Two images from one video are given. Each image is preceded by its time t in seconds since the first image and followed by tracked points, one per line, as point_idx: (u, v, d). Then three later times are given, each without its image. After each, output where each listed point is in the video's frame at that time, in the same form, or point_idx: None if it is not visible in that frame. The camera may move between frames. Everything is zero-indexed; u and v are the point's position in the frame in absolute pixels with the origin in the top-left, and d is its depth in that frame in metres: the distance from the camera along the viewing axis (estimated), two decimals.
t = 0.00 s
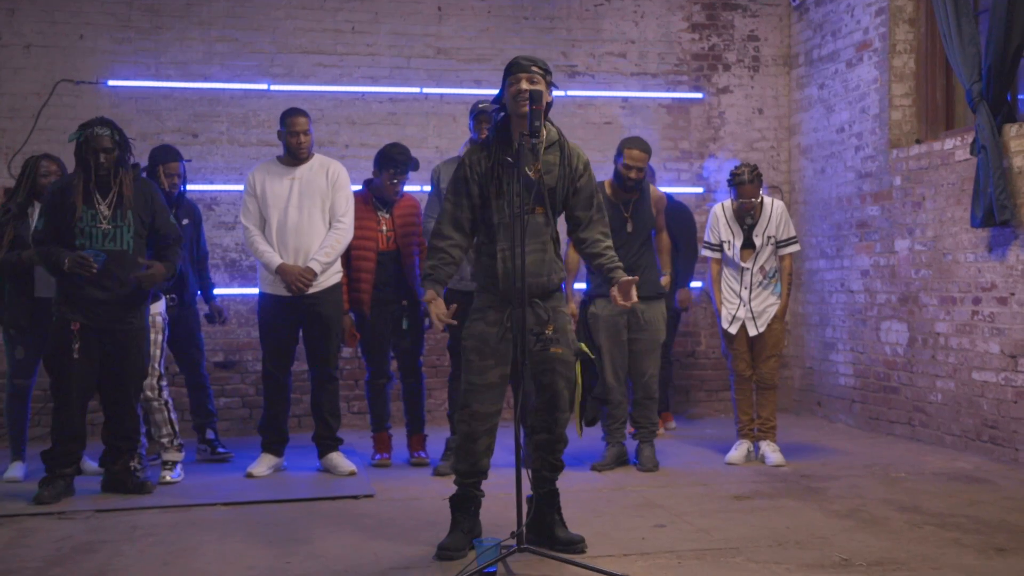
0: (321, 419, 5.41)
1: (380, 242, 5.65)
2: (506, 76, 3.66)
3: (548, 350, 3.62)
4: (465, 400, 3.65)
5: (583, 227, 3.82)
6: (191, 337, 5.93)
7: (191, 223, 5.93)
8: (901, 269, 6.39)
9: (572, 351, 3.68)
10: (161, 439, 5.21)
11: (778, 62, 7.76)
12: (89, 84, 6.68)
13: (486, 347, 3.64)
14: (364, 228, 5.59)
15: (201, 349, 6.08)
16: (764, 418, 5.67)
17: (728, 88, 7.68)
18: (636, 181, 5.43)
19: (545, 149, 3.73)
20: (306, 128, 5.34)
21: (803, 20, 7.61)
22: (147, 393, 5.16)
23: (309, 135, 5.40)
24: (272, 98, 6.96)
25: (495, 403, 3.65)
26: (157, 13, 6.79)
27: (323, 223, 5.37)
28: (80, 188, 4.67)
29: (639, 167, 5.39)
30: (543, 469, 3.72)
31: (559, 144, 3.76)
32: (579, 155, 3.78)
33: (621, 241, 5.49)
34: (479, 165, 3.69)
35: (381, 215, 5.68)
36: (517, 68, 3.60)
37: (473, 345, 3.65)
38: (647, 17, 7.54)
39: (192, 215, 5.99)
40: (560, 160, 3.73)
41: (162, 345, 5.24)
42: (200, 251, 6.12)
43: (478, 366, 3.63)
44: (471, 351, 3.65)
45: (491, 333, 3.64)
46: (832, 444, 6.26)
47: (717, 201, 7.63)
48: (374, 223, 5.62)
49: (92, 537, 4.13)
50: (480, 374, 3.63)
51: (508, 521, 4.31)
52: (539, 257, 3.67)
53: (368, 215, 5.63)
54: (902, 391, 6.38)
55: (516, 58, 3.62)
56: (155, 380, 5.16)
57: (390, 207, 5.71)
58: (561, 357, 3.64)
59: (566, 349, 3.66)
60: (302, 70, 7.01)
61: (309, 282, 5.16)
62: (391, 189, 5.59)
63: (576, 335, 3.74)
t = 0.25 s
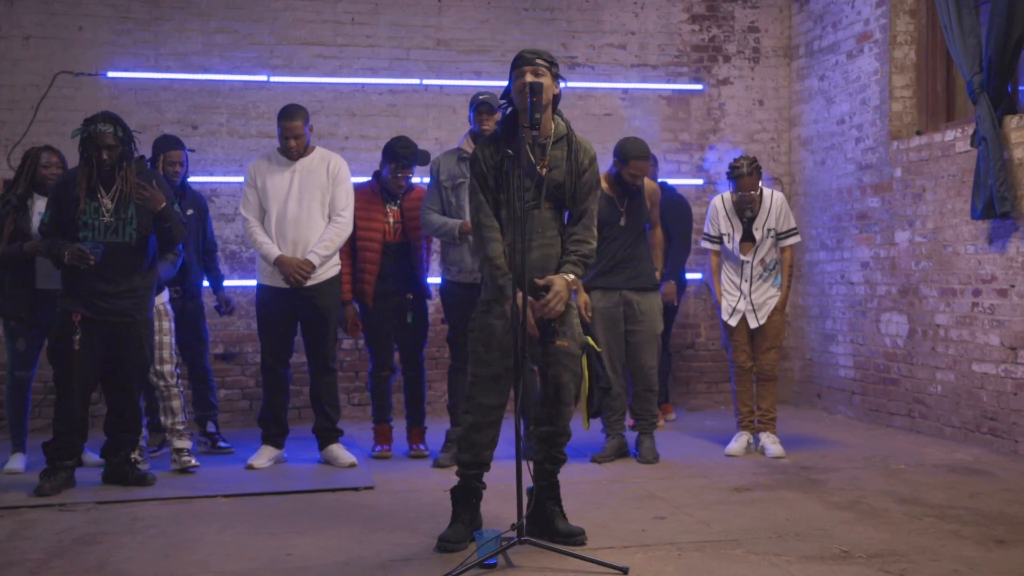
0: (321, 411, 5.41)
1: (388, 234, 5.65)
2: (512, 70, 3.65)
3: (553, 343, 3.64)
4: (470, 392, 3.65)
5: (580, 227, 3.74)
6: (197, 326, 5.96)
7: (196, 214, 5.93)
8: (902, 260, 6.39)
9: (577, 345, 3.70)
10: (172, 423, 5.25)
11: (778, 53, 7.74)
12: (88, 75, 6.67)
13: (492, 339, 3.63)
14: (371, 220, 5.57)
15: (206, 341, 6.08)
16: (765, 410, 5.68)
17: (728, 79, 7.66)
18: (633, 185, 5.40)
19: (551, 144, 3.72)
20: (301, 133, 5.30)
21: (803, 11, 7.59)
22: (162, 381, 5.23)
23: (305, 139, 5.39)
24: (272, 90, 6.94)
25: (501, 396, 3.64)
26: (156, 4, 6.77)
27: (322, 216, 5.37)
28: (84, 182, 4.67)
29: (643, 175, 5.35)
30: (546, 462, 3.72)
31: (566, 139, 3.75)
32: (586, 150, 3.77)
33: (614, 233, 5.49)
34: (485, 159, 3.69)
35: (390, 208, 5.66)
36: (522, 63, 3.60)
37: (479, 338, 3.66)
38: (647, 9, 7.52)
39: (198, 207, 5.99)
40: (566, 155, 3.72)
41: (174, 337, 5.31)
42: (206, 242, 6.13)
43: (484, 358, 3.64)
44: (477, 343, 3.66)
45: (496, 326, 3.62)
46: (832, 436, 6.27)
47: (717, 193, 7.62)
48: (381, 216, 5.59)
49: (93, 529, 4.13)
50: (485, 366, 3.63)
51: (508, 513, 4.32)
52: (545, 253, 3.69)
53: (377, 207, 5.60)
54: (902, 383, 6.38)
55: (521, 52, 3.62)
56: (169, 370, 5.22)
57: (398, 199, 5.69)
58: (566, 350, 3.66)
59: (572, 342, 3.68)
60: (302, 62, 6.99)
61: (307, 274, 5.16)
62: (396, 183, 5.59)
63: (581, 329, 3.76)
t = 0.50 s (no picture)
0: (319, 407, 5.39)
1: (392, 229, 5.63)
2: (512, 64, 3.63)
3: (553, 338, 3.64)
4: (471, 387, 3.64)
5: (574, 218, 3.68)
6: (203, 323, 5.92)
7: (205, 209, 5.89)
8: (902, 255, 6.37)
9: (576, 341, 3.71)
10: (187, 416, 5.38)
11: (779, 47, 7.71)
12: (86, 70, 6.64)
13: (490, 334, 3.64)
14: (375, 216, 5.57)
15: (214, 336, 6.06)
16: (765, 405, 5.66)
17: (728, 73, 7.63)
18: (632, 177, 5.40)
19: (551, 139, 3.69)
20: (304, 132, 5.24)
21: (804, 4, 7.56)
22: (175, 376, 5.37)
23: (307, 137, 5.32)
24: (270, 84, 6.91)
25: (501, 392, 3.63)
26: None
27: (316, 212, 5.35)
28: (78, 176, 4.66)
29: (642, 165, 5.35)
30: (546, 458, 3.71)
31: (565, 134, 3.72)
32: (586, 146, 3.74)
33: (609, 227, 5.48)
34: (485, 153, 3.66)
35: (394, 204, 5.63)
36: (521, 56, 3.59)
37: (479, 333, 3.66)
38: (646, 2, 7.49)
39: (208, 202, 5.94)
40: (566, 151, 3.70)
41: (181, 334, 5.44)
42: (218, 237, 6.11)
43: (483, 353, 3.64)
44: (477, 338, 3.66)
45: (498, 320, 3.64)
46: (833, 431, 6.26)
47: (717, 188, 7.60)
48: (385, 212, 5.59)
49: (91, 526, 4.12)
50: (485, 362, 3.63)
51: (508, 509, 4.30)
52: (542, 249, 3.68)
53: (381, 204, 5.61)
54: (903, 378, 6.37)
55: (521, 46, 3.60)
56: (180, 365, 5.38)
57: (404, 195, 5.66)
58: (565, 345, 3.66)
59: (570, 338, 3.69)
60: (300, 56, 6.96)
61: (302, 271, 5.14)
62: (402, 179, 5.56)
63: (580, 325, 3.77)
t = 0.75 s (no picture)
0: (317, 406, 5.35)
1: (393, 227, 5.58)
2: (502, 58, 3.56)
3: (545, 337, 3.58)
4: (464, 389, 3.60)
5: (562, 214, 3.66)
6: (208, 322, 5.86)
7: (213, 206, 5.86)
8: (904, 253, 6.33)
9: (568, 338, 3.65)
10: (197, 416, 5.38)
11: (780, 44, 7.67)
12: (84, 66, 6.59)
13: (483, 334, 3.59)
14: (375, 214, 5.54)
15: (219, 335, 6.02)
16: (767, 405, 5.63)
17: (729, 71, 7.59)
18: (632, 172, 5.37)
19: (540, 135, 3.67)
20: (297, 132, 5.19)
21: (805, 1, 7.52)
22: (181, 376, 5.32)
23: (299, 136, 5.27)
24: (269, 81, 6.87)
25: (495, 392, 3.59)
26: None
27: (310, 210, 5.32)
28: (69, 172, 4.65)
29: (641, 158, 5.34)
30: (540, 456, 3.67)
31: (554, 130, 3.70)
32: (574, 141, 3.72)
33: (608, 224, 5.44)
34: (477, 148, 3.61)
35: (396, 202, 5.59)
36: (512, 50, 3.51)
37: (471, 334, 3.61)
38: None
39: (217, 197, 5.91)
40: (556, 146, 3.67)
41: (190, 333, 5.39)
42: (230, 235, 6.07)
43: (476, 353, 3.59)
44: (469, 339, 3.61)
45: (489, 320, 3.59)
46: (834, 431, 6.22)
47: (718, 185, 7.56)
48: (386, 210, 5.55)
49: (87, 526, 4.08)
50: (478, 362, 3.58)
51: (508, 510, 4.27)
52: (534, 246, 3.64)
53: (383, 202, 5.57)
54: (905, 377, 6.33)
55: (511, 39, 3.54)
56: (188, 365, 5.33)
57: (406, 193, 5.62)
58: (558, 345, 3.60)
59: (563, 336, 3.62)
60: (299, 53, 6.92)
61: (299, 269, 5.10)
62: (404, 176, 5.49)
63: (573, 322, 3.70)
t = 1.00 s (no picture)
0: (316, 424, 5.29)
1: (392, 242, 5.54)
2: (491, 69, 3.51)
3: (535, 352, 3.53)
4: (456, 410, 3.54)
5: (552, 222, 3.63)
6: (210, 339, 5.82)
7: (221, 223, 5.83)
8: (908, 268, 6.28)
9: (558, 353, 3.60)
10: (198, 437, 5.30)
11: (781, 58, 7.64)
12: (83, 80, 6.56)
13: (473, 353, 3.54)
14: (375, 230, 5.50)
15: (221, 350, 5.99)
16: (771, 422, 5.56)
17: (730, 85, 7.56)
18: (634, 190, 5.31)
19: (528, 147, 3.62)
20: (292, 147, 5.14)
21: (806, 15, 7.50)
22: (186, 396, 5.27)
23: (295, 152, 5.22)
24: (269, 95, 6.84)
25: (487, 411, 3.55)
26: (151, 8, 6.67)
27: (305, 225, 5.27)
28: (58, 185, 4.57)
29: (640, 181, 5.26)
30: (540, 474, 3.60)
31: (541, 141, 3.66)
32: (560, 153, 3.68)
33: (611, 242, 5.40)
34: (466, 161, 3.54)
35: (396, 219, 5.55)
36: (504, 61, 3.47)
37: (460, 353, 3.55)
38: (648, 13, 7.43)
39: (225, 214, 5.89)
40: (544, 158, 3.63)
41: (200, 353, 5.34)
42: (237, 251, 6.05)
43: (468, 373, 3.53)
44: (459, 358, 3.54)
45: (477, 338, 3.54)
46: (839, 447, 6.16)
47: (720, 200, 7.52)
48: (385, 226, 5.51)
49: (81, 546, 4.01)
50: (470, 382, 3.53)
51: (509, 530, 4.20)
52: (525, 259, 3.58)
53: (382, 218, 5.52)
54: (910, 393, 6.27)
55: (500, 50, 3.50)
56: (194, 385, 5.27)
57: (406, 208, 5.57)
58: (548, 360, 3.55)
59: (552, 351, 3.58)
60: (299, 67, 6.89)
61: (298, 284, 5.05)
62: (404, 194, 5.47)
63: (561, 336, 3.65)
